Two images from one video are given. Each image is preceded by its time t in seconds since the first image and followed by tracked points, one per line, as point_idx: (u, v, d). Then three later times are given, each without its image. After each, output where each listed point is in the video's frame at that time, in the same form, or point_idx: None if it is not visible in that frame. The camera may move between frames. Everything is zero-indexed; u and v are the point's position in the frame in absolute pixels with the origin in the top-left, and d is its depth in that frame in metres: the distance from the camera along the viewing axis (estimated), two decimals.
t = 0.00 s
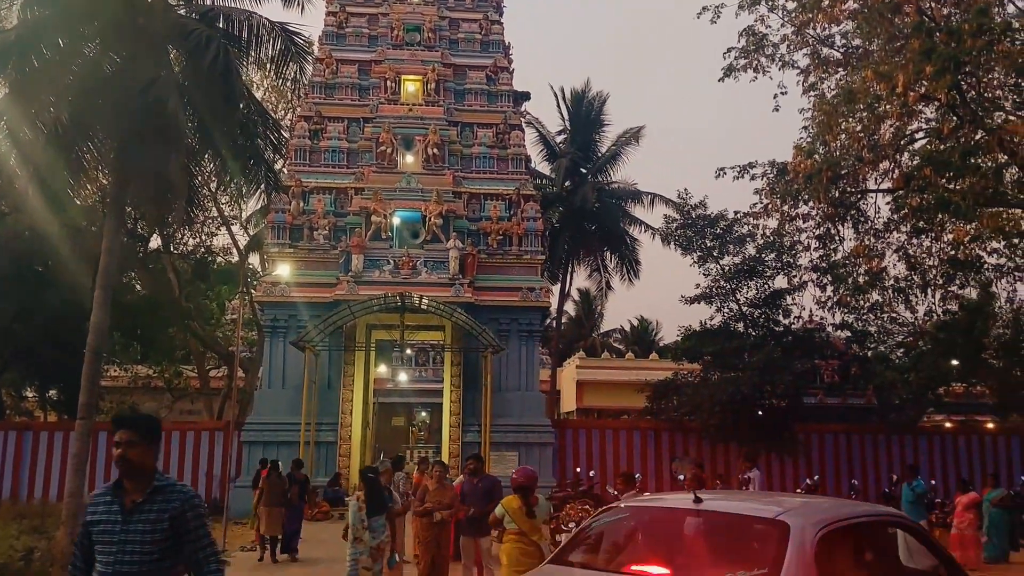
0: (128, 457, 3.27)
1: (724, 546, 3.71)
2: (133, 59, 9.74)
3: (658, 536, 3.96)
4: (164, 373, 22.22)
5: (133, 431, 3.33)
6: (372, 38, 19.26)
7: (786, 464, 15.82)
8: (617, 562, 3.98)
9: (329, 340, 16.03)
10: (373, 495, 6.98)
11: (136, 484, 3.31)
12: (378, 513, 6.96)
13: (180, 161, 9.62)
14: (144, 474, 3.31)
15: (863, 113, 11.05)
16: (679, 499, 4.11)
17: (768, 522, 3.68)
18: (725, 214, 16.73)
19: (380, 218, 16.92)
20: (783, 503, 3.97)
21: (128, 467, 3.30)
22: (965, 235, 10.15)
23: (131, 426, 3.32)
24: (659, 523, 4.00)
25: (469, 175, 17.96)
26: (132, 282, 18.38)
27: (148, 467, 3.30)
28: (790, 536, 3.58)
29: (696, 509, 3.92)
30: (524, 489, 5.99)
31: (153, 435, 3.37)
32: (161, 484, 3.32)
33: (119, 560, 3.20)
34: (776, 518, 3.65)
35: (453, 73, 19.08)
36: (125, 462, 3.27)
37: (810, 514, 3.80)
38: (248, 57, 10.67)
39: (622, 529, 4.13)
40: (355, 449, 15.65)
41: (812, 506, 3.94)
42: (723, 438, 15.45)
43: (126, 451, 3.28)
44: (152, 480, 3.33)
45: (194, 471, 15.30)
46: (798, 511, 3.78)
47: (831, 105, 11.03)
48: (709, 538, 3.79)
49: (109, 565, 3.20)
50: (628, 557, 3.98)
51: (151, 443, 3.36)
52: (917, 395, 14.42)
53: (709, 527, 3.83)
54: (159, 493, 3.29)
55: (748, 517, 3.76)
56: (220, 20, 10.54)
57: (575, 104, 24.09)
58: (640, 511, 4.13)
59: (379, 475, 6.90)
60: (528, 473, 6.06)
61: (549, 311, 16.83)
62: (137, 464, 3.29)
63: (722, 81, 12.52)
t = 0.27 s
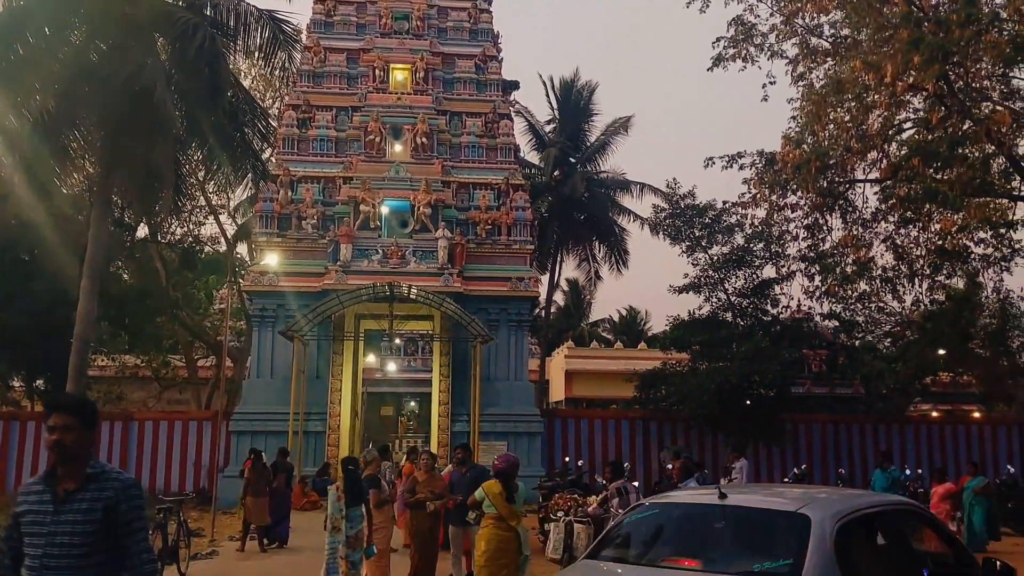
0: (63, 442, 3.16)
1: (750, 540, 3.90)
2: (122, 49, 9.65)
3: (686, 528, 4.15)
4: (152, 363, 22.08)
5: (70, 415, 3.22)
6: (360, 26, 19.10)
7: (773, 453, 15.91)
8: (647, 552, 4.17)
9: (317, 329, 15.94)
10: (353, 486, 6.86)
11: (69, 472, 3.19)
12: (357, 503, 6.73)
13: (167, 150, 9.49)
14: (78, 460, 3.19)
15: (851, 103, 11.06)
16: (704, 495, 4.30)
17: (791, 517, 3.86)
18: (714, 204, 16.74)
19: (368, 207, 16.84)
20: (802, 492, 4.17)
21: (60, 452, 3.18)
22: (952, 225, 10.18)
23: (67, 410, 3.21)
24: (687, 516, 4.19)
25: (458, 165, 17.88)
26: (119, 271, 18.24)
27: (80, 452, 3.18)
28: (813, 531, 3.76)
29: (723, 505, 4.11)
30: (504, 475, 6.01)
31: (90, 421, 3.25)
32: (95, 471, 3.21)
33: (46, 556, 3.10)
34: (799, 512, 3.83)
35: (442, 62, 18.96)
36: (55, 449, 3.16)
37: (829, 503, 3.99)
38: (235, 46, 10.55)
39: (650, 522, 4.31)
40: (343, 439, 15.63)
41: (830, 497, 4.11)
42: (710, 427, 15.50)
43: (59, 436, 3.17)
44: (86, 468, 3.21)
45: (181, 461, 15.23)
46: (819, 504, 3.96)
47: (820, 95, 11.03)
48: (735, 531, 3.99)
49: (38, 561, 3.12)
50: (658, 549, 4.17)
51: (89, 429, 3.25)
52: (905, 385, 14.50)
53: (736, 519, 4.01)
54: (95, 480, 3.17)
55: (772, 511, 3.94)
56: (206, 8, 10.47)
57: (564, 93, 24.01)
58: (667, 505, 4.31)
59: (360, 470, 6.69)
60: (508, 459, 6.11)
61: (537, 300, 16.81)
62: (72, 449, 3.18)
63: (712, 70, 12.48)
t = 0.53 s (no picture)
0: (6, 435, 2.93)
1: (780, 526, 4.17)
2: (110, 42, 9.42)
3: (718, 517, 4.42)
4: (140, 359, 21.95)
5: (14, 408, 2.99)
6: (350, 22, 19.00)
7: (763, 447, 15.98)
8: (681, 539, 4.40)
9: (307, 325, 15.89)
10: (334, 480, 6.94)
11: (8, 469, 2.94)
12: (335, 496, 6.92)
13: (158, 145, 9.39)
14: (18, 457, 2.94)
15: (841, 99, 11.08)
16: (736, 485, 4.57)
17: (819, 504, 4.14)
18: (704, 199, 16.75)
19: (359, 203, 16.78)
20: (826, 483, 4.44)
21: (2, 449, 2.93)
22: (941, 221, 10.24)
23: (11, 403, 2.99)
24: (719, 506, 4.46)
25: (448, 160, 17.84)
26: (107, 267, 18.11)
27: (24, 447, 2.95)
28: (838, 517, 4.05)
29: (753, 494, 4.40)
30: (482, 471, 5.95)
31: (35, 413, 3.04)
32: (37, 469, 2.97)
33: None
34: (826, 500, 4.12)
35: (432, 58, 18.89)
36: None
37: (854, 493, 4.27)
38: (224, 40, 10.44)
39: (682, 511, 4.57)
40: (333, 435, 15.59)
41: (852, 489, 4.39)
42: (700, 422, 15.54)
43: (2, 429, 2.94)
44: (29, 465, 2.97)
45: (171, 456, 15.17)
46: (843, 493, 4.25)
47: (810, 91, 11.05)
48: (766, 519, 4.26)
49: None
50: (691, 535, 4.42)
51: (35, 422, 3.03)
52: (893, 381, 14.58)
53: (767, 509, 4.29)
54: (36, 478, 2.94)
55: (800, 500, 4.23)
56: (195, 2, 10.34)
57: (554, 89, 23.97)
58: (700, 496, 4.58)
59: (340, 467, 6.84)
60: (488, 455, 6.01)
61: (528, 296, 16.79)
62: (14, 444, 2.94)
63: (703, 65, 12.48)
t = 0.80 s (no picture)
0: None
1: (807, 520, 4.50)
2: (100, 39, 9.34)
3: (748, 513, 4.75)
4: (131, 357, 21.83)
5: None
6: (341, 19, 18.92)
7: (754, 445, 16.01)
8: (716, 533, 4.75)
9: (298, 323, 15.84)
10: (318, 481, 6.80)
11: None
12: (318, 494, 6.82)
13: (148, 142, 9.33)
14: None
15: (831, 97, 11.11)
16: (763, 483, 4.88)
17: (842, 503, 4.44)
18: (695, 197, 16.76)
19: (350, 200, 16.72)
20: (848, 481, 4.76)
21: None
22: (932, 219, 10.28)
23: None
24: (750, 503, 4.78)
25: (440, 158, 17.79)
26: (98, 264, 18.01)
27: None
28: (861, 514, 4.35)
29: (781, 492, 4.71)
30: (455, 470, 6.07)
31: None
32: None
33: None
34: (849, 498, 4.42)
35: (423, 55, 18.83)
36: None
37: (873, 490, 4.59)
38: (215, 37, 10.37)
39: (715, 507, 4.91)
40: (325, 433, 15.51)
41: (873, 484, 4.69)
42: (691, 420, 15.56)
43: None
44: None
45: (161, 454, 15.09)
46: (865, 490, 4.57)
47: (801, 89, 11.06)
48: (792, 515, 4.58)
49: None
50: (726, 530, 4.76)
51: None
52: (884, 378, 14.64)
53: (794, 505, 4.60)
54: None
55: (825, 497, 4.54)
56: None
57: (545, 86, 23.92)
58: (730, 493, 4.90)
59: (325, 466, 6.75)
60: (461, 453, 6.08)
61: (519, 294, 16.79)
62: None
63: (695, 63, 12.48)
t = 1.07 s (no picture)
0: None
1: (834, 512, 4.75)
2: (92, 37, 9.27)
3: (775, 506, 4.98)
4: (123, 355, 21.72)
5: None
6: (334, 17, 18.85)
7: (747, 443, 16.02)
8: (745, 525, 4.95)
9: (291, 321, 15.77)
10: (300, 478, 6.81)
11: None
12: (302, 492, 6.81)
13: (140, 139, 9.26)
14: None
15: (823, 96, 11.12)
16: (791, 478, 5.13)
17: (868, 496, 4.71)
18: (688, 195, 16.76)
19: (342, 198, 16.66)
20: (870, 477, 5.03)
21: None
22: (924, 217, 10.31)
23: None
24: (777, 496, 5.01)
25: (432, 156, 17.74)
26: (90, 262, 17.91)
27: None
28: (886, 508, 4.62)
29: (808, 487, 4.96)
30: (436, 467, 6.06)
31: None
32: None
33: None
34: (874, 492, 4.69)
35: (416, 53, 18.78)
36: None
37: (895, 486, 4.86)
38: (207, 35, 10.30)
39: (743, 501, 5.13)
40: (317, 432, 15.47)
41: (893, 481, 4.97)
42: (685, 417, 15.57)
43: None
44: None
45: (153, 452, 15.02)
46: (887, 486, 4.84)
47: (794, 87, 11.07)
48: (819, 508, 4.82)
49: None
50: (755, 522, 4.97)
51: None
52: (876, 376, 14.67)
53: (821, 498, 4.85)
54: None
55: (850, 492, 4.80)
56: None
57: (538, 84, 23.88)
58: (759, 487, 5.13)
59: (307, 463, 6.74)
60: (442, 450, 6.07)
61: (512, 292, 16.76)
62: None
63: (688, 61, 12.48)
